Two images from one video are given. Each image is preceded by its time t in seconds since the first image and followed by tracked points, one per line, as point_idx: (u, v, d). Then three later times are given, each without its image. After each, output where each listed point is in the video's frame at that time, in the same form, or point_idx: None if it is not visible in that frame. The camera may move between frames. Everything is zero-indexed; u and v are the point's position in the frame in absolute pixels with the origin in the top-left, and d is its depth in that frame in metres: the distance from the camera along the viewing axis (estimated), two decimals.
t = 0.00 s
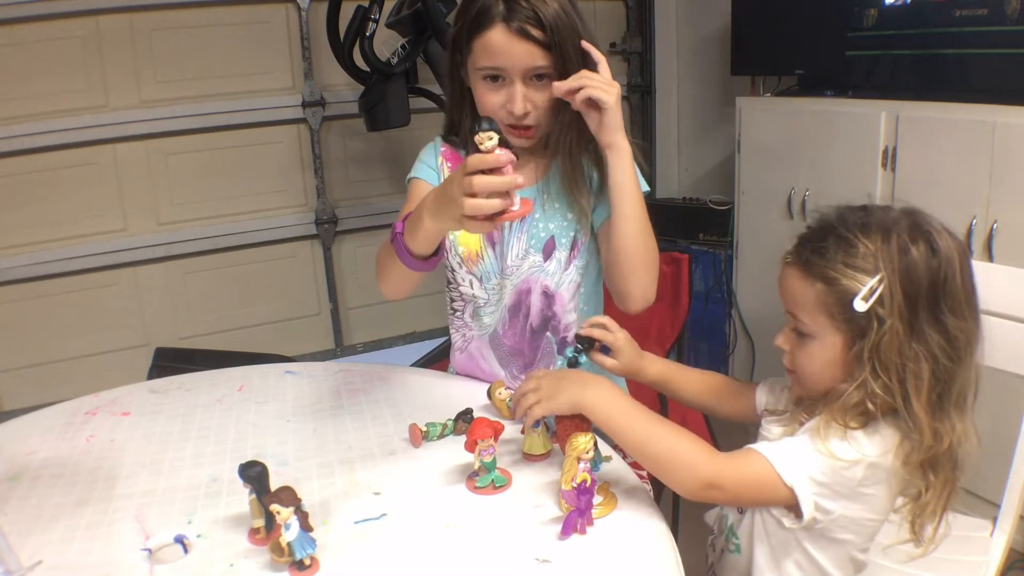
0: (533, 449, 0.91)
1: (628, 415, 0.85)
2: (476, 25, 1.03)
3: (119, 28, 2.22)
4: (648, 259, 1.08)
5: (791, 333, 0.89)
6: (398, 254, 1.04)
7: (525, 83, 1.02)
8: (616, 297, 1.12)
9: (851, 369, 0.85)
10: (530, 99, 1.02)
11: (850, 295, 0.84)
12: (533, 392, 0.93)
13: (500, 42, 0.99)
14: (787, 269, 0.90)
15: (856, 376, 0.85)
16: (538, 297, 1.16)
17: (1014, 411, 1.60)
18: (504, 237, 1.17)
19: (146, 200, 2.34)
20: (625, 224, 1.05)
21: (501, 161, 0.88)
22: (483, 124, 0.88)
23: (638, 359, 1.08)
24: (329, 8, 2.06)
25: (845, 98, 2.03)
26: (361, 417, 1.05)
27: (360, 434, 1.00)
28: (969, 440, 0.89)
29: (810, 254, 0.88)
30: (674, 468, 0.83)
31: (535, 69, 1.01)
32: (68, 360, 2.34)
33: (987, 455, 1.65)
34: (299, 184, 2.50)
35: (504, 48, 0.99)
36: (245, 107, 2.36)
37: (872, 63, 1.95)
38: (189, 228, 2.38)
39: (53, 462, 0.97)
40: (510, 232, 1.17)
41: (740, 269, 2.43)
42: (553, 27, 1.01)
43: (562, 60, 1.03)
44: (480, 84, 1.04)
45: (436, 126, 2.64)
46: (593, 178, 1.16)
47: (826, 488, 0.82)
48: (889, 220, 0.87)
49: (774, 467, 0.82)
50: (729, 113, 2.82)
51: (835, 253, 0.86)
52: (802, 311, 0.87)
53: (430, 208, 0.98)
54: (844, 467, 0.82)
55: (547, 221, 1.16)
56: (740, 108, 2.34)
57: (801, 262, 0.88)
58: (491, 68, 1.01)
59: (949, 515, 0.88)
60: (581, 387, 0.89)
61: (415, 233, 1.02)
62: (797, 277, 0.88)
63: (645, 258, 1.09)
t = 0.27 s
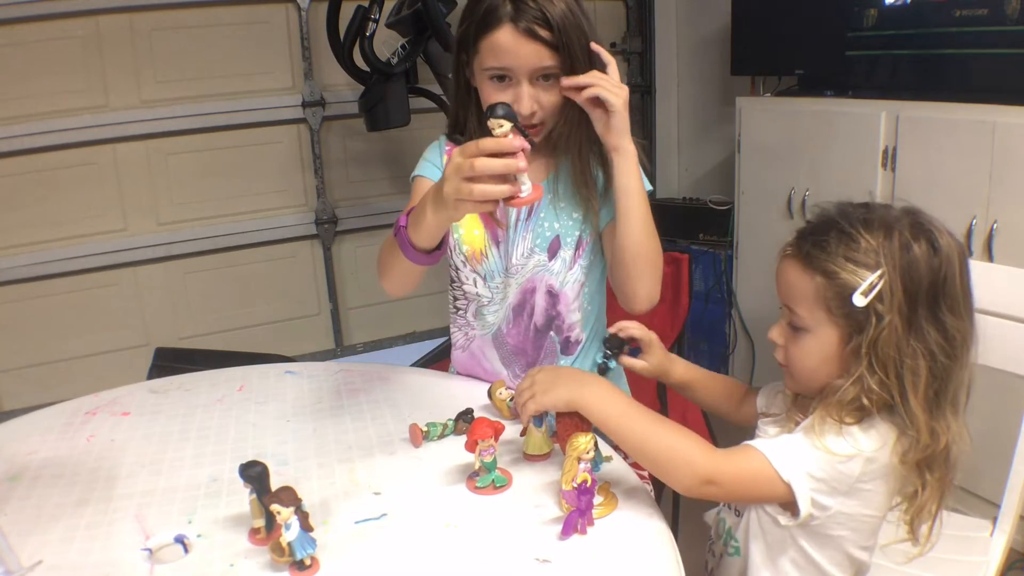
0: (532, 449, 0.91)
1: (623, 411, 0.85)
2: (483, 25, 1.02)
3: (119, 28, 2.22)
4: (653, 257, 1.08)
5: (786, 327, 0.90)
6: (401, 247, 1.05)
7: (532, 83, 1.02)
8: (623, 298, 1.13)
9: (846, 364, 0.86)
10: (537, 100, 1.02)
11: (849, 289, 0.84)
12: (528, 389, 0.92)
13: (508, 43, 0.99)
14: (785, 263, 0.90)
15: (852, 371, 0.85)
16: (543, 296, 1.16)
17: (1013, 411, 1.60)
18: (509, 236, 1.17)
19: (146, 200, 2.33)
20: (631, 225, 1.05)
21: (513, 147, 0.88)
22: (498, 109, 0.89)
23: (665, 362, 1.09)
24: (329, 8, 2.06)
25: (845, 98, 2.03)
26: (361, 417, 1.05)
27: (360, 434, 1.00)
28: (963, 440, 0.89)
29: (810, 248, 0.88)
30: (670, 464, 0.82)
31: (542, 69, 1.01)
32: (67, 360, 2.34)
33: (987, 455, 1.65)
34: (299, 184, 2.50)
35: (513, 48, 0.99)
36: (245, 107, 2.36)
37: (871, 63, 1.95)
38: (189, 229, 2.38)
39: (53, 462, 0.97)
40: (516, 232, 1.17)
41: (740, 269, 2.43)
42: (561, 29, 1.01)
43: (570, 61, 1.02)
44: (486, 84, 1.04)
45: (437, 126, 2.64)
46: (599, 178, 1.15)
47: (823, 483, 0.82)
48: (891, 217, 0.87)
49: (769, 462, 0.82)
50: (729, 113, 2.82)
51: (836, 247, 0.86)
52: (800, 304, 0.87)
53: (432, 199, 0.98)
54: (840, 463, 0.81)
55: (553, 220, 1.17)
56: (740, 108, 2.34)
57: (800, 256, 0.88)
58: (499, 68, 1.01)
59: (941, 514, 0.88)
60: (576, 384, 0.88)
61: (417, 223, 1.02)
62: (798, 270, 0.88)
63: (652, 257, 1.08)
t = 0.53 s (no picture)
0: (532, 448, 0.91)
1: (621, 410, 0.85)
2: (490, 25, 1.02)
3: (119, 28, 2.22)
4: (659, 260, 1.08)
5: (783, 326, 0.89)
6: (406, 242, 1.05)
7: (538, 83, 1.03)
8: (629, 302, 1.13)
9: (841, 362, 0.86)
10: (543, 100, 1.04)
11: (845, 287, 0.84)
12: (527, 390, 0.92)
13: (515, 44, 0.99)
14: (781, 261, 0.90)
15: (847, 369, 0.85)
16: (545, 294, 1.16)
17: (1013, 411, 1.60)
18: (513, 234, 1.17)
19: (146, 200, 2.33)
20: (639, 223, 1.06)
21: (519, 137, 0.89)
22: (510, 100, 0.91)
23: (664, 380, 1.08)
24: (329, 8, 2.06)
25: (845, 98, 2.03)
26: (361, 417, 1.05)
27: (360, 434, 1.00)
28: (960, 438, 0.89)
29: (806, 246, 0.88)
30: (669, 461, 0.82)
31: (549, 69, 1.01)
32: (67, 360, 2.34)
33: (987, 455, 1.65)
34: (299, 184, 2.50)
35: (520, 48, 0.99)
36: (245, 107, 2.36)
37: (871, 64, 1.95)
38: (189, 229, 2.38)
39: (53, 462, 0.97)
40: (519, 229, 1.17)
41: (740, 269, 2.43)
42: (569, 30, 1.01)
43: (576, 62, 1.03)
44: (492, 84, 1.04)
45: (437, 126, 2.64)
46: (604, 179, 1.15)
47: (821, 485, 0.81)
48: (886, 215, 0.87)
49: (767, 463, 0.81)
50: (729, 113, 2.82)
51: (831, 245, 0.86)
52: (796, 302, 0.87)
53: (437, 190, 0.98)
54: (838, 464, 0.81)
55: (556, 218, 1.16)
56: (740, 108, 2.34)
57: (796, 255, 0.89)
58: (506, 68, 1.01)
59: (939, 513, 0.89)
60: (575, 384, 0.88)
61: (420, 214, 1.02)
62: (795, 269, 0.88)
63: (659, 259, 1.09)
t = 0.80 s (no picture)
0: (532, 448, 0.91)
1: (633, 414, 0.85)
2: (496, 23, 1.02)
3: (118, 28, 2.22)
4: (653, 264, 1.09)
5: (782, 333, 0.89)
6: (411, 243, 1.05)
7: (544, 82, 1.02)
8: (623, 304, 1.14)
9: (841, 367, 0.86)
10: (548, 98, 1.03)
11: (842, 292, 0.84)
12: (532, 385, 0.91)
13: (521, 40, 0.99)
14: (778, 267, 0.90)
15: (849, 373, 0.85)
16: (546, 292, 1.16)
17: (1013, 412, 1.60)
18: (514, 232, 1.17)
19: (146, 200, 2.33)
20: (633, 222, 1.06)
21: (524, 139, 0.89)
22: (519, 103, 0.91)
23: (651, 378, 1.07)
24: (329, 8, 2.06)
25: (845, 98, 2.03)
26: (361, 416, 1.05)
27: (360, 434, 1.00)
28: (963, 437, 0.89)
29: (802, 252, 0.88)
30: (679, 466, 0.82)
31: (554, 68, 1.01)
32: (68, 360, 2.34)
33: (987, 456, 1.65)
34: (299, 184, 2.49)
35: (527, 47, 0.99)
36: (245, 107, 2.36)
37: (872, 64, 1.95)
38: (189, 229, 2.38)
39: (53, 462, 0.97)
40: (521, 228, 1.17)
41: (740, 269, 2.43)
42: (574, 28, 1.01)
43: (581, 61, 1.03)
44: (497, 82, 1.03)
45: (437, 126, 2.64)
46: (606, 181, 1.16)
47: (828, 489, 0.81)
48: (881, 217, 0.87)
49: (776, 471, 0.81)
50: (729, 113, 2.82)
51: (826, 250, 0.86)
52: (794, 309, 0.87)
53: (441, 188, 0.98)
54: (845, 468, 0.81)
55: (557, 218, 1.16)
56: (740, 108, 2.34)
57: (793, 260, 0.88)
58: (511, 66, 1.01)
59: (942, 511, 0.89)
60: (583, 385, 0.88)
61: (425, 213, 1.02)
62: (791, 274, 0.88)
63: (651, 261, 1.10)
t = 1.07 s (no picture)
0: (532, 448, 0.91)
1: (667, 423, 0.84)
2: (500, 16, 1.03)
3: (118, 28, 2.22)
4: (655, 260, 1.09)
5: (778, 335, 0.89)
6: (415, 246, 1.05)
7: (547, 75, 1.03)
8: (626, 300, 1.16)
9: (841, 371, 0.86)
10: (551, 91, 1.03)
11: (837, 295, 0.84)
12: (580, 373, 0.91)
13: (525, 30, 1.00)
14: (774, 271, 0.90)
15: (848, 378, 0.85)
16: (548, 293, 1.17)
17: (1013, 412, 1.60)
18: (515, 233, 1.17)
19: (146, 200, 2.33)
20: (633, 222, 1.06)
21: (523, 136, 0.90)
22: (518, 100, 0.91)
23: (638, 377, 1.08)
24: (329, 8, 2.06)
25: (845, 98, 2.03)
26: (361, 417, 1.05)
27: (360, 434, 1.00)
28: (961, 434, 0.90)
29: (796, 255, 0.88)
30: (698, 491, 0.80)
31: (557, 61, 1.02)
32: (67, 360, 2.34)
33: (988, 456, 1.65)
34: (299, 184, 2.49)
35: (532, 38, 1.00)
36: (245, 107, 2.36)
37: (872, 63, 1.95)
38: (189, 229, 2.38)
39: (53, 462, 0.97)
40: (522, 229, 1.17)
41: (740, 269, 2.43)
42: (578, 20, 1.02)
43: (584, 54, 1.03)
44: (500, 74, 1.04)
45: (437, 126, 2.64)
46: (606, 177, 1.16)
47: (839, 499, 0.81)
48: (874, 217, 0.87)
49: (790, 489, 0.80)
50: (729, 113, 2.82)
51: (820, 253, 0.86)
52: (790, 312, 0.87)
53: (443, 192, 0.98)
54: (853, 478, 0.81)
55: (558, 218, 1.16)
56: (740, 108, 2.34)
57: (788, 263, 0.88)
58: (515, 58, 1.01)
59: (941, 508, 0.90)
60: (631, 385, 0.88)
61: (428, 217, 1.02)
62: (785, 278, 0.88)
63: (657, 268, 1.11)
